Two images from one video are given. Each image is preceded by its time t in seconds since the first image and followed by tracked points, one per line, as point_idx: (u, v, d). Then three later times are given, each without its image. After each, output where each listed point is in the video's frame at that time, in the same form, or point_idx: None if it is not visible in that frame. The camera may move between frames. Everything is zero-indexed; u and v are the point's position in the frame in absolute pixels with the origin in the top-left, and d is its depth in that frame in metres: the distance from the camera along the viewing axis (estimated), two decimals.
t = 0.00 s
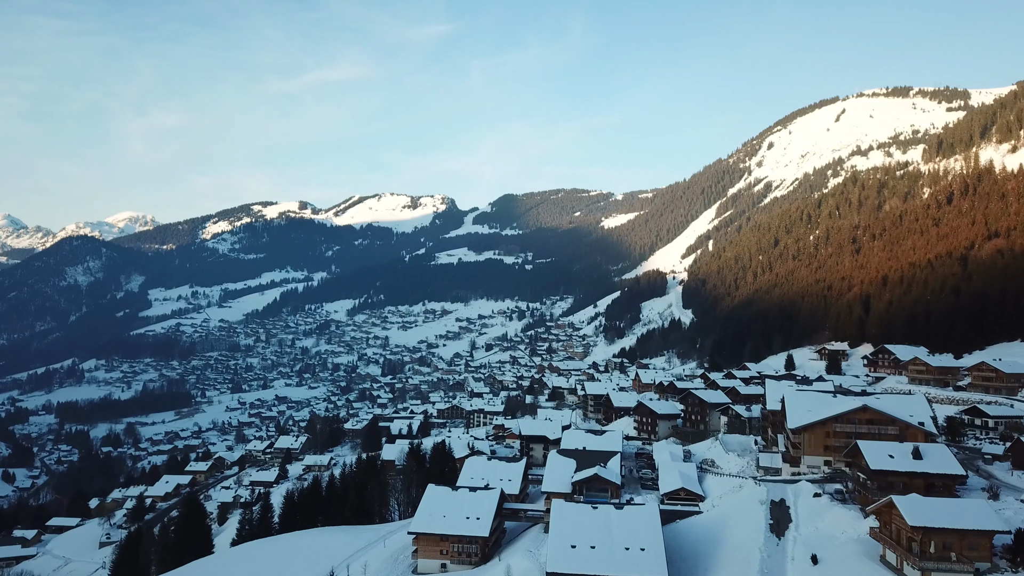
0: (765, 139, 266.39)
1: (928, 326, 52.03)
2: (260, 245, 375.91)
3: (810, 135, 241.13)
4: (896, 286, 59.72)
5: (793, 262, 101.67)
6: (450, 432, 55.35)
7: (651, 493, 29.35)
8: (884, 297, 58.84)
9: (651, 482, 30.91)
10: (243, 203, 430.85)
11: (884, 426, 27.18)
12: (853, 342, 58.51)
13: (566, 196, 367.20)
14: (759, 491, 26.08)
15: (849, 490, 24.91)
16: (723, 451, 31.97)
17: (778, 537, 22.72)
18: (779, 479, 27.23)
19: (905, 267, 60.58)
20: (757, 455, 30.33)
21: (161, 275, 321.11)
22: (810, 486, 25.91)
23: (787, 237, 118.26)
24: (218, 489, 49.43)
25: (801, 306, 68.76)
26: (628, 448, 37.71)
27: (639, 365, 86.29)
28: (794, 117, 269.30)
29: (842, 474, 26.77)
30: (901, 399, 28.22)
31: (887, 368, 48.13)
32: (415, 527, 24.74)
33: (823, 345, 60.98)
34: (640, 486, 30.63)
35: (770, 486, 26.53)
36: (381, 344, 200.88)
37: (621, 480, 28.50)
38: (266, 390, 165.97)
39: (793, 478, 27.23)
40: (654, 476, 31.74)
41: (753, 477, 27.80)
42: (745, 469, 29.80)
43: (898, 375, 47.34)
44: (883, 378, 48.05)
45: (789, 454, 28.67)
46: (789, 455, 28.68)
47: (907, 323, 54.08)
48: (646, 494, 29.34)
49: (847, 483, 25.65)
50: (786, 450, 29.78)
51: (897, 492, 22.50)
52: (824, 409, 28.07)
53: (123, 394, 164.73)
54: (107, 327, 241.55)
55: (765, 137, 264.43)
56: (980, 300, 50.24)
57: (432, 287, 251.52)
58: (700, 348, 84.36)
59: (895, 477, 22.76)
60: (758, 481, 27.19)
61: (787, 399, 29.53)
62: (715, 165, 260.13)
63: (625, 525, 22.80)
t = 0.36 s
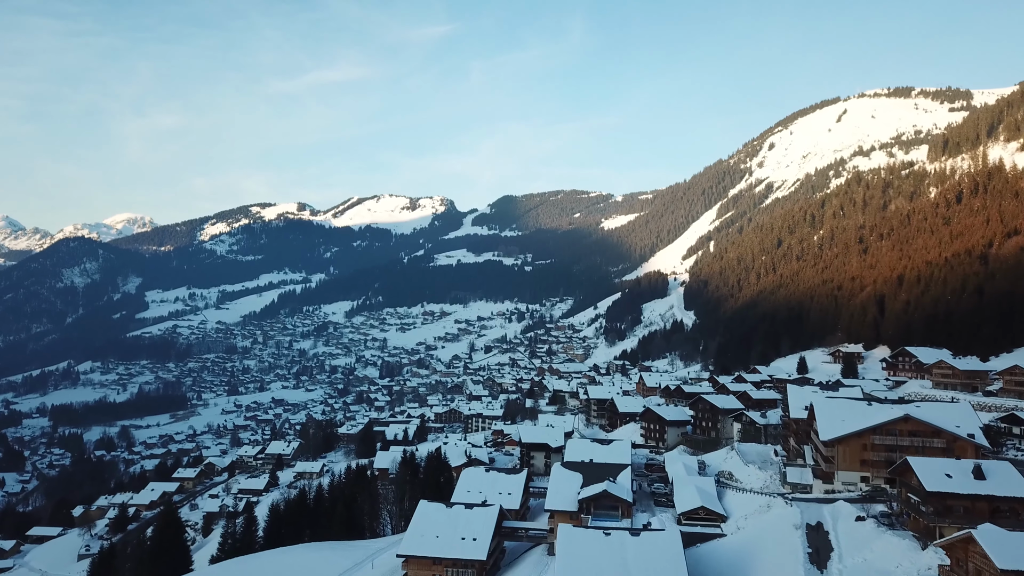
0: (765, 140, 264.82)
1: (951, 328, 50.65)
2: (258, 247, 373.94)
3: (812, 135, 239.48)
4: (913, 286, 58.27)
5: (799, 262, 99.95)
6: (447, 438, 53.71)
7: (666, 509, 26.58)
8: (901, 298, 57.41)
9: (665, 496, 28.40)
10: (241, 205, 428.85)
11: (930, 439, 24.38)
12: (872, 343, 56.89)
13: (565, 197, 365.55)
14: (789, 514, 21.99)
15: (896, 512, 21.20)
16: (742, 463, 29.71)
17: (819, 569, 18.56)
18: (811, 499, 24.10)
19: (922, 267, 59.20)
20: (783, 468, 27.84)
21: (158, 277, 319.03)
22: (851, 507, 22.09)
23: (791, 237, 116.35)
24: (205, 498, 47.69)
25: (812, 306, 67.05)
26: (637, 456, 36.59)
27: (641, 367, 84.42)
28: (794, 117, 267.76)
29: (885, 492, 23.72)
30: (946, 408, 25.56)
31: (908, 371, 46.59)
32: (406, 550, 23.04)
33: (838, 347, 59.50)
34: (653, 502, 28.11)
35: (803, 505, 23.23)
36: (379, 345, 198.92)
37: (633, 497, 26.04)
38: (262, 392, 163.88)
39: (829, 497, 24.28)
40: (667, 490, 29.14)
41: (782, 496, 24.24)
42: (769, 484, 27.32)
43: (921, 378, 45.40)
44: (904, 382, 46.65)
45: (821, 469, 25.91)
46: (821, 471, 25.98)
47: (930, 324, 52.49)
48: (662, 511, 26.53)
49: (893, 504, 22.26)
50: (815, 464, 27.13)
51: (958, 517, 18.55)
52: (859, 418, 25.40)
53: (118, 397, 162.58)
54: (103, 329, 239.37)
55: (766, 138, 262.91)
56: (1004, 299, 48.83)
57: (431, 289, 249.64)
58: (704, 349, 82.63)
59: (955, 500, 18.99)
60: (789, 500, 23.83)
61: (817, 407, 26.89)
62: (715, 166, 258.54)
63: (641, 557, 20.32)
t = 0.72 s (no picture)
0: (766, 141, 263.82)
1: (968, 329, 49.60)
2: (257, 248, 372.35)
3: (813, 136, 238.44)
4: (925, 287, 57.14)
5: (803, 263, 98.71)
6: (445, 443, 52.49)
7: (679, 525, 25.07)
8: (914, 300, 56.36)
9: (676, 509, 26.99)
10: (240, 206, 427.17)
11: (968, 450, 23.17)
12: (883, 346, 55.80)
13: (565, 198, 364.44)
14: (819, 535, 20.43)
15: (939, 533, 19.61)
16: (759, 473, 28.29)
17: None
18: (842, 516, 22.62)
19: (935, 268, 58.17)
20: (803, 478, 26.51)
21: (156, 278, 317.32)
22: (886, 526, 20.50)
23: (793, 238, 115.05)
24: (195, 505, 46.47)
25: (819, 308, 65.78)
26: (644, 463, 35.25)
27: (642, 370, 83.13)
28: (795, 119, 266.72)
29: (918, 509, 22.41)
30: (980, 417, 24.47)
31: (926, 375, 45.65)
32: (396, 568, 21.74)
33: (849, 349, 58.43)
34: (664, 516, 26.49)
35: (834, 522, 21.76)
36: (377, 347, 197.47)
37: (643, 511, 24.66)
38: (260, 395, 162.35)
39: (859, 514, 22.84)
40: (680, 504, 27.57)
41: (809, 513, 22.61)
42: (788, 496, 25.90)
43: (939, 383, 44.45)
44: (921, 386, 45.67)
45: (849, 482, 24.53)
46: (847, 483, 24.64)
47: (945, 326, 51.33)
48: (675, 526, 25.05)
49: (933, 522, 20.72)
50: (840, 476, 25.75)
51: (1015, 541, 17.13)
52: (891, 427, 24.14)
53: (114, 399, 160.84)
54: (100, 330, 237.57)
55: (767, 139, 261.94)
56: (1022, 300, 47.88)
57: (430, 290, 248.38)
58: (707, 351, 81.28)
59: (1009, 521, 17.35)
60: (816, 516, 22.31)
61: (843, 415, 25.55)
62: (716, 167, 257.35)
63: None
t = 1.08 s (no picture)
0: (766, 142, 263.33)
1: (975, 330, 49.08)
2: (257, 249, 371.92)
3: (813, 136, 238.04)
4: (931, 288, 56.65)
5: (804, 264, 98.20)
6: (445, 445, 51.98)
7: (686, 532, 24.54)
8: (919, 300, 55.94)
9: (682, 514, 26.44)
10: (240, 206, 426.67)
11: (986, 455, 22.62)
12: (888, 346, 55.31)
13: (565, 199, 363.96)
14: (836, 545, 19.87)
15: (960, 543, 19.03)
16: (766, 479, 27.82)
17: None
18: (858, 523, 22.06)
19: (940, 269, 57.74)
20: (813, 484, 25.99)
21: (156, 279, 316.62)
22: (906, 536, 19.96)
23: (794, 239, 114.46)
24: (192, 508, 46.03)
25: (823, 309, 65.28)
26: (648, 466, 34.73)
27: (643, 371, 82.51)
28: (796, 119, 266.09)
29: (936, 517, 21.81)
30: (998, 420, 23.86)
31: (934, 376, 45.22)
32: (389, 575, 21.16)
33: (852, 349, 57.96)
34: (670, 523, 25.94)
35: (849, 531, 21.19)
36: (377, 348, 196.91)
37: (648, 518, 24.08)
38: (259, 395, 161.74)
39: (875, 522, 22.28)
40: (686, 509, 27.01)
41: (822, 521, 22.03)
42: (798, 503, 25.39)
43: (947, 384, 43.89)
44: (928, 388, 45.21)
45: (862, 489, 23.95)
46: (861, 489, 24.07)
47: (953, 326, 50.78)
48: (682, 534, 24.49)
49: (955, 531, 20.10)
50: (852, 481, 25.16)
51: None
52: (906, 432, 23.58)
53: (113, 399, 160.39)
54: (99, 331, 236.97)
55: (768, 139, 261.59)
56: None
57: (430, 291, 247.77)
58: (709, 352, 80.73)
59: None
60: (830, 524, 21.77)
61: (856, 419, 25.01)
62: (716, 168, 256.89)
63: None
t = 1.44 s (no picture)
0: (766, 141, 262.87)
1: (981, 329, 48.78)
2: (256, 249, 371.54)
3: (814, 136, 237.77)
4: (935, 288, 56.30)
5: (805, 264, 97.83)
6: (444, 447, 51.61)
7: (691, 537, 24.11)
8: (923, 300, 55.60)
9: (688, 517, 26.06)
10: (240, 206, 426.16)
11: (1000, 459, 22.16)
12: (892, 346, 54.98)
13: (565, 199, 363.62)
14: (848, 551, 19.41)
15: (975, 550, 18.60)
16: (771, 481, 27.46)
17: None
18: (868, 529, 21.67)
19: (944, 268, 57.42)
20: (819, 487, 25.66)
21: (155, 279, 316.07)
22: (918, 543, 19.53)
23: (794, 238, 113.99)
24: (189, 509, 45.69)
25: (825, 308, 64.95)
26: (651, 469, 34.30)
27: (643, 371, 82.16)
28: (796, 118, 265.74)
29: (950, 522, 21.35)
30: (1011, 423, 23.45)
31: (939, 377, 44.94)
32: None
33: (856, 349, 57.59)
34: (674, 527, 25.55)
35: (858, 535, 20.82)
36: (377, 348, 196.49)
37: (652, 522, 23.63)
38: (258, 395, 161.26)
39: (885, 527, 21.90)
40: (690, 513, 26.59)
41: (831, 526, 21.64)
42: (805, 506, 25.05)
43: (953, 385, 43.63)
44: (933, 389, 44.94)
45: (872, 493, 23.57)
46: (870, 493, 23.69)
47: (958, 326, 50.42)
48: (686, 539, 24.08)
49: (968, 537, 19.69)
50: (861, 485, 24.79)
51: None
52: (917, 435, 23.16)
53: (112, 399, 159.90)
54: (98, 330, 236.55)
55: (768, 139, 261.28)
56: None
57: (430, 291, 247.36)
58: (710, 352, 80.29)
59: None
60: (840, 529, 21.36)
61: (865, 421, 24.62)
62: (716, 167, 256.62)
63: None
